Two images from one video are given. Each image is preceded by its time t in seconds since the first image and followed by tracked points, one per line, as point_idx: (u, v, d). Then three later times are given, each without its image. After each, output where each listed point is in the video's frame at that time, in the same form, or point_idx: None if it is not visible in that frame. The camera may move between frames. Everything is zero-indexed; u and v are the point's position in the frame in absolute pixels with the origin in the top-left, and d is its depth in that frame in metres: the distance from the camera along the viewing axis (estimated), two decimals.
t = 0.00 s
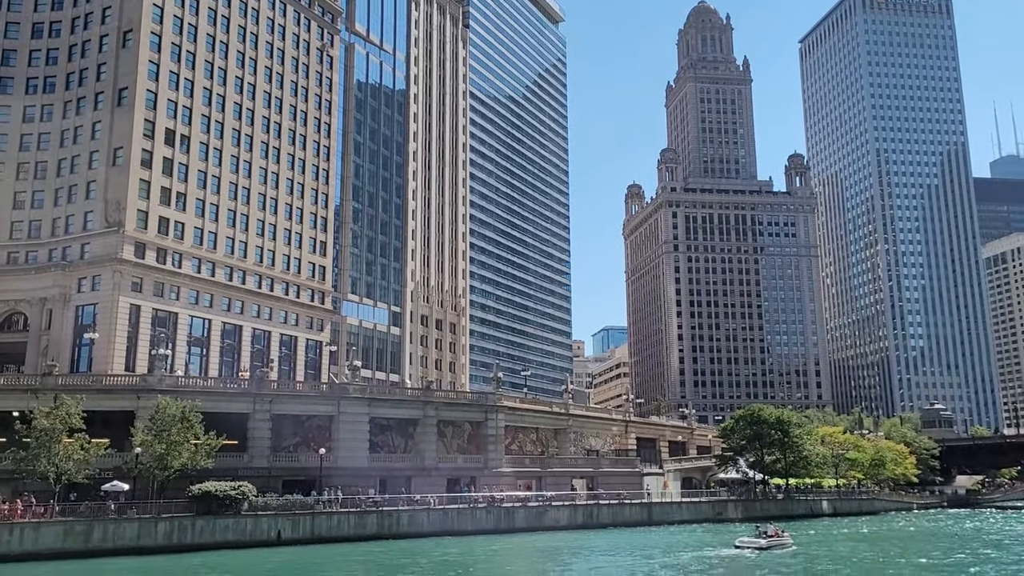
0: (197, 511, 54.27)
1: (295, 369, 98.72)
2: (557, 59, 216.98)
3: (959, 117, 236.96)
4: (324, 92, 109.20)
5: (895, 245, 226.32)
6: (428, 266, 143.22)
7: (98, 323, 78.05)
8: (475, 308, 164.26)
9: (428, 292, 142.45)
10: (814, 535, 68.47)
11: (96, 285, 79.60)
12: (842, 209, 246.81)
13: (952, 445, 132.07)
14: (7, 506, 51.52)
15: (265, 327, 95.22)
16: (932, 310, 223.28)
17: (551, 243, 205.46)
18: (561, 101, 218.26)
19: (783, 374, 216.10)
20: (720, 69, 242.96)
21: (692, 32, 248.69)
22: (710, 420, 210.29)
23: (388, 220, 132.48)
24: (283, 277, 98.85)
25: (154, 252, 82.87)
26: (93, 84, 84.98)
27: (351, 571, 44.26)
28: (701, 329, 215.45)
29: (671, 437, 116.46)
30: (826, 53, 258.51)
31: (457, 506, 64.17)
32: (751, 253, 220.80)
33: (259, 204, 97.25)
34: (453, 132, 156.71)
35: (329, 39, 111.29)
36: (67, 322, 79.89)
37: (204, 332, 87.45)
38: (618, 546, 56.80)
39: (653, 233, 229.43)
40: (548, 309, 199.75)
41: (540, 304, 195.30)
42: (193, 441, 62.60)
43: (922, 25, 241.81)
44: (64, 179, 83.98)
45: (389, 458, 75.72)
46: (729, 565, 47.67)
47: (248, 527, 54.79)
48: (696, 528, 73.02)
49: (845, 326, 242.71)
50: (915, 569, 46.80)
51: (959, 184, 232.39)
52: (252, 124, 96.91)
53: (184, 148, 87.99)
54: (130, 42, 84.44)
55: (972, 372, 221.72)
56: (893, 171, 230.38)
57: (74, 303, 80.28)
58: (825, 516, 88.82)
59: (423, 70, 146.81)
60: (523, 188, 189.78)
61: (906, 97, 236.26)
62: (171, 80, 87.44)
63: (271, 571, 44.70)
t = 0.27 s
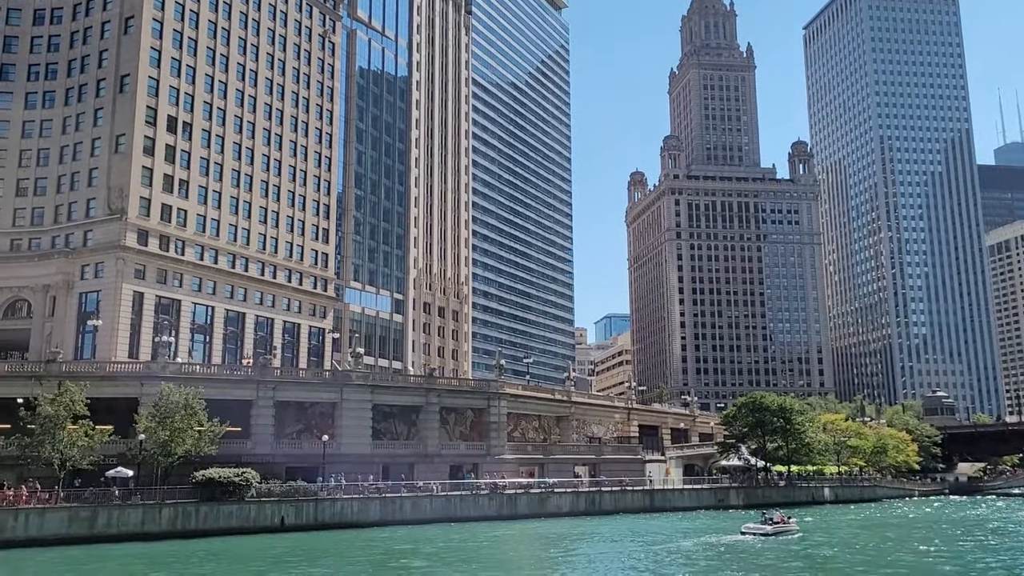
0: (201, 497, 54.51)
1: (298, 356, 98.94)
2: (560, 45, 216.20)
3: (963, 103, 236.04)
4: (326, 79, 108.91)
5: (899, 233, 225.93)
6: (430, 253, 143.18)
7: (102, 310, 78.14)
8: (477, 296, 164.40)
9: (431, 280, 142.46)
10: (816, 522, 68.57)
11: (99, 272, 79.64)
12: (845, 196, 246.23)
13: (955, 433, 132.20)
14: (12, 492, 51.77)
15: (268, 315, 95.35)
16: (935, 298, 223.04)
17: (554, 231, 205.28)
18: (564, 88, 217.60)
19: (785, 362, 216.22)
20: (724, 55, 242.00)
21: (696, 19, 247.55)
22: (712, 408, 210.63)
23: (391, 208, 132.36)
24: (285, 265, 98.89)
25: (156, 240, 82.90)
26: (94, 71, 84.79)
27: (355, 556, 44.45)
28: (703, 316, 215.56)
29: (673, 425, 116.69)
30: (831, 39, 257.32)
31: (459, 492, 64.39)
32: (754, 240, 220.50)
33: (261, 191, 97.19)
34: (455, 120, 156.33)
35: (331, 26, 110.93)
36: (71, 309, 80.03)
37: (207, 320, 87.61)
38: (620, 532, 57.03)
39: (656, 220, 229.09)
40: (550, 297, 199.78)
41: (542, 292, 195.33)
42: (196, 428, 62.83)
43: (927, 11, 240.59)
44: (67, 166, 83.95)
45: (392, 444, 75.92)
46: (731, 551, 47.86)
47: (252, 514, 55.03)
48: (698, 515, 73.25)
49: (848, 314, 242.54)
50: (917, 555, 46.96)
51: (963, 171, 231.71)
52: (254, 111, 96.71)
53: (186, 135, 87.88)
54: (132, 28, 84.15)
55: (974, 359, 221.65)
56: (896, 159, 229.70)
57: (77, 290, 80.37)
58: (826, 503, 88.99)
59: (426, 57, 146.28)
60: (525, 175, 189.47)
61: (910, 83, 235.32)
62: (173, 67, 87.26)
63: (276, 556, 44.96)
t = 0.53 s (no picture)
0: (207, 482, 54.86)
1: (303, 343, 99.21)
2: (565, 32, 215.30)
3: (971, 90, 234.62)
4: (331, 65, 108.71)
5: (905, 220, 225.14)
6: (435, 241, 143.21)
7: (108, 297, 78.35)
8: (482, 283, 164.54)
9: (436, 267, 142.46)
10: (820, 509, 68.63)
11: (105, 258, 79.78)
12: (852, 183, 245.15)
13: (960, 421, 132.14)
14: (20, 477, 52.09)
15: (274, 302, 95.52)
16: (941, 285, 222.42)
17: (559, 218, 205.05)
18: (569, 75, 216.83)
19: (791, 349, 216.08)
20: (730, 42, 240.82)
21: (702, 5, 246.13)
22: (717, 395, 210.81)
23: (395, 195, 132.24)
24: (290, 252, 99.00)
25: (162, 227, 83.04)
26: (99, 58, 84.68)
27: (361, 542, 44.65)
28: (709, 304, 215.53)
29: (678, 412, 116.83)
30: (838, 25, 255.73)
31: (464, 479, 64.63)
32: (759, 228, 219.99)
33: (266, 178, 97.17)
34: (461, 106, 155.98)
35: (336, 12, 110.60)
36: (77, 296, 80.26)
37: (213, 307, 87.83)
38: (625, 519, 57.20)
39: (661, 207, 228.60)
40: (555, 284, 199.79)
41: (547, 279, 195.28)
42: (203, 414, 63.11)
43: None
44: (73, 152, 84.05)
45: (398, 431, 76.14)
46: (736, 538, 47.97)
47: (258, 500, 55.32)
48: (702, 502, 73.43)
49: (853, 301, 242.05)
50: (922, 542, 46.98)
51: (970, 159, 230.54)
52: (259, 98, 96.56)
53: (191, 122, 87.79)
54: (136, 15, 83.95)
55: (980, 347, 221.20)
56: (904, 145, 228.69)
57: (83, 277, 80.59)
58: (831, 490, 89.07)
59: (431, 44, 145.82)
60: (530, 162, 189.08)
61: (918, 70, 233.95)
62: (178, 54, 87.13)
63: (282, 541, 45.19)
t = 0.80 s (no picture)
0: (220, 471, 55.20)
1: (315, 333, 99.61)
2: (577, 21, 214.50)
3: (986, 79, 232.61)
4: (342, 55, 108.68)
5: (919, 210, 223.68)
6: (446, 231, 143.26)
7: (121, 286, 78.73)
8: (493, 274, 164.61)
9: (447, 257, 142.59)
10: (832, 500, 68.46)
11: (118, 248, 80.15)
12: (865, 173, 243.68)
13: (973, 412, 131.49)
14: (36, 465, 52.55)
15: (286, 292, 95.87)
16: (955, 276, 221.11)
17: (570, 208, 204.75)
18: (581, 64, 216.11)
19: (803, 340, 215.39)
20: (743, 31, 239.42)
21: None
22: (728, 385, 210.53)
23: (407, 185, 132.30)
24: (302, 242, 99.28)
25: (174, 217, 83.36)
26: (112, 48, 84.90)
27: (373, 530, 44.84)
28: (720, 295, 215.03)
29: (689, 403, 116.71)
30: (852, 14, 253.82)
31: (475, 468, 64.78)
32: (771, 218, 219.07)
33: (278, 168, 97.38)
34: (471, 96, 155.71)
35: (347, 2, 110.51)
36: (91, 286, 80.71)
37: (225, 297, 88.20)
38: (636, 508, 57.26)
39: (673, 198, 227.87)
40: (566, 274, 199.68)
41: (558, 269, 195.22)
42: (215, 403, 63.50)
43: None
44: (86, 143, 84.36)
45: (409, 420, 76.35)
46: (747, 528, 47.91)
47: (270, 488, 55.65)
48: (713, 492, 73.41)
49: (865, 292, 240.93)
50: (934, 533, 46.83)
51: (985, 148, 228.72)
52: (270, 88, 96.67)
53: (203, 112, 87.93)
54: (149, 5, 84.09)
55: (993, 338, 220.05)
56: (918, 135, 227.07)
57: (97, 267, 80.99)
58: (842, 481, 88.84)
59: (442, 33, 145.52)
60: (541, 152, 188.81)
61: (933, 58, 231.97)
62: (190, 44, 87.26)
63: (294, 529, 45.45)
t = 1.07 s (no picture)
0: (238, 461, 55.61)
1: (331, 325, 100.04)
2: (593, 12, 213.60)
3: (1007, 69, 229.88)
4: (358, 47, 108.70)
5: (937, 201, 221.91)
6: (461, 222, 143.32)
7: (139, 278, 79.26)
8: (508, 266, 164.74)
9: (462, 249, 142.68)
10: (848, 492, 68.15)
11: (136, 240, 80.65)
12: (883, 164, 241.74)
13: (992, 405, 130.49)
14: (56, 455, 53.17)
15: (302, 284, 96.28)
16: (974, 268, 219.14)
17: (586, 200, 204.29)
18: (596, 55, 215.25)
19: (819, 333, 214.27)
20: (760, 21, 237.70)
21: None
22: (744, 378, 209.88)
23: (422, 177, 132.42)
24: (318, 234, 99.63)
25: (192, 209, 83.81)
26: (129, 41, 85.29)
27: (389, 521, 44.98)
28: (736, 286, 214.22)
29: (705, 395, 116.39)
30: (871, 3, 251.40)
31: (490, 460, 64.93)
32: (788, 209, 217.73)
33: (294, 160, 97.67)
34: (486, 87, 155.41)
35: None
36: (109, 277, 81.35)
37: (242, 288, 88.66)
38: (651, 501, 57.17)
39: (689, 189, 226.92)
40: (581, 266, 199.39)
41: (573, 261, 194.97)
42: (233, 394, 63.92)
43: None
44: (104, 135, 84.87)
45: (424, 412, 76.56)
46: (763, 521, 47.74)
47: (287, 478, 55.98)
48: (729, 485, 73.19)
49: (883, 284, 239.27)
50: (952, 527, 46.51)
51: (1005, 139, 226.25)
52: (286, 80, 96.87)
53: (220, 105, 88.25)
54: None
55: (1012, 331, 218.15)
56: (937, 125, 224.94)
57: (115, 259, 81.57)
58: (859, 474, 88.46)
59: (457, 24, 145.23)
60: (556, 144, 188.43)
61: (953, 47, 229.40)
62: (206, 36, 87.52)
63: (311, 519, 45.73)
